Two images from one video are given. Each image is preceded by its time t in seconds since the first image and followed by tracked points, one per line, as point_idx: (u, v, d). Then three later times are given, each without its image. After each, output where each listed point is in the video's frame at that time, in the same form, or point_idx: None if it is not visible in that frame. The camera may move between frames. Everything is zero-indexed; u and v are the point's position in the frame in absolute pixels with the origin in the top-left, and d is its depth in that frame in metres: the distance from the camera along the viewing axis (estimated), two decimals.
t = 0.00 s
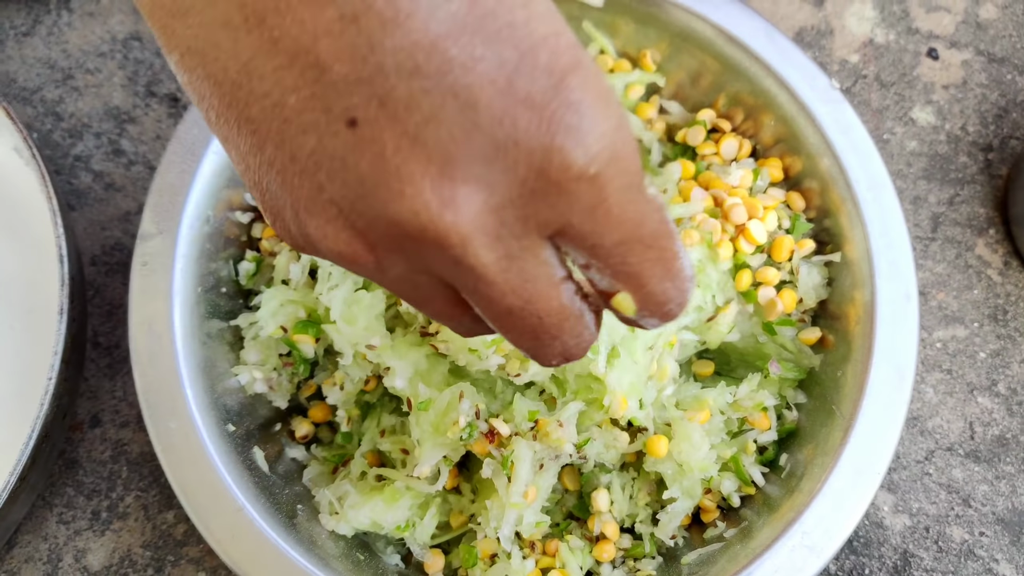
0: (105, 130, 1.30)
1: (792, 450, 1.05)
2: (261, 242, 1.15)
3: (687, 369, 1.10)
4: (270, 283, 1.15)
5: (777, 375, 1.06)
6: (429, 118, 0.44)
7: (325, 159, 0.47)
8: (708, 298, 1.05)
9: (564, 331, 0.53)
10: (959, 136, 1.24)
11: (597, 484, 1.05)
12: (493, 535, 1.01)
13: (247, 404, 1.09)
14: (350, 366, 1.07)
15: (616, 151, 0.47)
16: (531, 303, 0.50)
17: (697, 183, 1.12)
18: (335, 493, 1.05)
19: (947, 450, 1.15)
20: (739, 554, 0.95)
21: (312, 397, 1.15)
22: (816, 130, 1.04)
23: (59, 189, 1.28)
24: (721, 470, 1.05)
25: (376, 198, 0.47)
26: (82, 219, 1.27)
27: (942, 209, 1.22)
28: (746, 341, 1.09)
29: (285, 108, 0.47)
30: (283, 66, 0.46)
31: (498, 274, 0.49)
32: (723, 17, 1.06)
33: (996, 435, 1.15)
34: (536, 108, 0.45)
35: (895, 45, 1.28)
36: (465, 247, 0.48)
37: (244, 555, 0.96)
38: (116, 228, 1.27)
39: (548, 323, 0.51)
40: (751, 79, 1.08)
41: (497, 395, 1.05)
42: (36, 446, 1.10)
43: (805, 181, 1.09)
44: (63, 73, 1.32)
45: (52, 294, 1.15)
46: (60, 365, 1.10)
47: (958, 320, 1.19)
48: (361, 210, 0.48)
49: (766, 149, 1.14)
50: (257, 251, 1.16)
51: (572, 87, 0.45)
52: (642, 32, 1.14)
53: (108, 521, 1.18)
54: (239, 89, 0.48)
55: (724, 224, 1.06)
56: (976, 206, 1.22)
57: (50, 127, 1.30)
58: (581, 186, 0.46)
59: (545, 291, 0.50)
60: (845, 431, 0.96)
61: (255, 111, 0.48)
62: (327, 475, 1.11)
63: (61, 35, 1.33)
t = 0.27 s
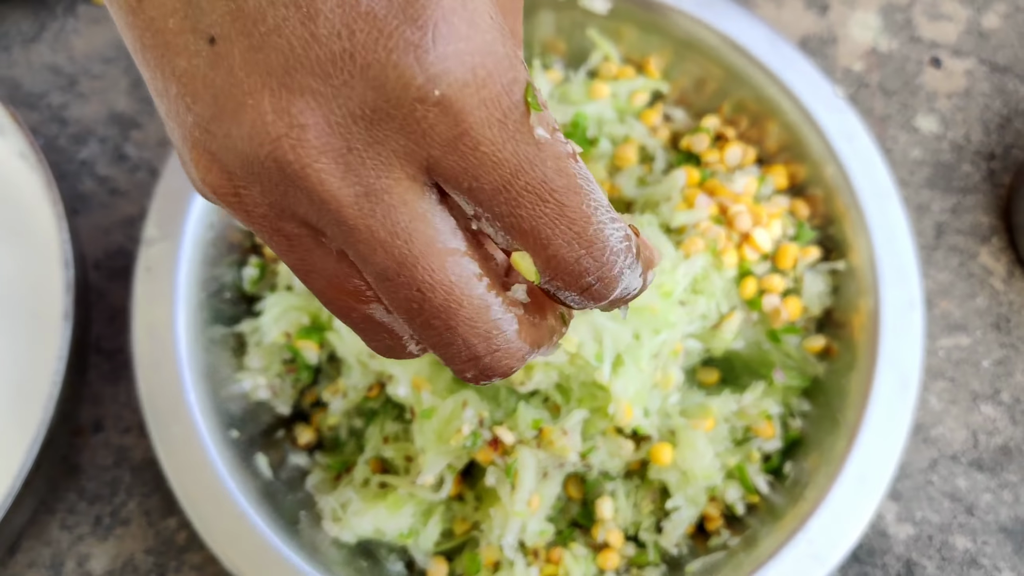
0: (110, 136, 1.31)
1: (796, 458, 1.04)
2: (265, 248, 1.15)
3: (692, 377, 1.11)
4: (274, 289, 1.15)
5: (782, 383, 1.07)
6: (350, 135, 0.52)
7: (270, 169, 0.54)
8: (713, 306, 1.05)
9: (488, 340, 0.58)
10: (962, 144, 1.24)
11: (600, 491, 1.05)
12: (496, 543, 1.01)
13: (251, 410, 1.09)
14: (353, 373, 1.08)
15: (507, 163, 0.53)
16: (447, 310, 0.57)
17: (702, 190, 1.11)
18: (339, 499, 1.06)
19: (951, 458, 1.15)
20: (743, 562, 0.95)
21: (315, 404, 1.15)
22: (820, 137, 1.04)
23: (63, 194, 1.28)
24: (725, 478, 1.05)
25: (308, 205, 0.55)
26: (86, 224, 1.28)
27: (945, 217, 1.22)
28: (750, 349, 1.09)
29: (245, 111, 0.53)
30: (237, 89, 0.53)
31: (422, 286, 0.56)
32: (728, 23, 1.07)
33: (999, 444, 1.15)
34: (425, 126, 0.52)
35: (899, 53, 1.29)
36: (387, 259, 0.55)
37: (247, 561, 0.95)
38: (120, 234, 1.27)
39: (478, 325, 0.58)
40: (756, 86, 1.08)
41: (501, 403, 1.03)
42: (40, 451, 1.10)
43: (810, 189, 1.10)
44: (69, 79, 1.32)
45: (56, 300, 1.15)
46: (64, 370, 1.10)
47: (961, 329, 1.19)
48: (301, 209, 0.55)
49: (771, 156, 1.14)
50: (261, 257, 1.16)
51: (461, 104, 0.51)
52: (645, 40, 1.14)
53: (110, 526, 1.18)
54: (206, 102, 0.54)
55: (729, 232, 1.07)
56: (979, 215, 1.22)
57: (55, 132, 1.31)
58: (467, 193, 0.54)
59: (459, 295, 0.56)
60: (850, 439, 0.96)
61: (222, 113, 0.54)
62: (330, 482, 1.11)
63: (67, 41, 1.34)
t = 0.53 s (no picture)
0: (114, 139, 1.31)
1: (801, 463, 1.04)
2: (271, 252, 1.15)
3: (696, 381, 1.10)
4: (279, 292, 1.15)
5: (786, 388, 1.06)
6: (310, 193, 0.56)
7: (242, 198, 0.57)
8: (718, 310, 1.04)
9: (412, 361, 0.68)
10: (968, 148, 1.24)
11: (605, 496, 1.04)
12: (501, 546, 1.00)
13: (256, 413, 1.09)
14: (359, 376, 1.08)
15: (445, 219, 0.59)
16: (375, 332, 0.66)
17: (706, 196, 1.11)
18: (343, 503, 1.05)
19: (956, 463, 1.15)
20: (748, 568, 0.95)
21: (319, 407, 1.14)
22: (824, 143, 1.04)
23: (67, 197, 1.28)
24: (729, 483, 1.04)
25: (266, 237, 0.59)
26: (90, 227, 1.28)
27: (950, 221, 1.22)
28: (755, 353, 1.08)
29: (221, 141, 0.55)
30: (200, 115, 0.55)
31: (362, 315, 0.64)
32: (733, 28, 1.07)
33: (1005, 449, 1.15)
34: (378, 180, 0.56)
35: (904, 57, 1.29)
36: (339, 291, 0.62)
37: (252, 565, 0.95)
38: (125, 237, 1.27)
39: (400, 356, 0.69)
40: (761, 91, 1.08)
41: (506, 407, 1.03)
42: (45, 455, 1.10)
43: (814, 194, 1.09)
44: (73, 82, 1.33)
45: (62, 303, 1.15)
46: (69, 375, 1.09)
47: (967, 333, 1.19)
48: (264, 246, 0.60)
49: (775, 161, 1.14)
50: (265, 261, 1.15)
51: (415, 162, 0.57)
52: (650, 45, 1.14)
53: (114, 530, 1.18)
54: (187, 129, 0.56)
55: (734, 236, 1.06)
56: (985, 219, 1.22)
57: (60, 135, 1.31)
58: (409, 246, 0.60)
59: (398, 323, 0.65)
60: (854, 444, 0.96)
61: (201, 141, 0.56)
62: (335, 485, 1.11)
63: (71, 44, 1.34)
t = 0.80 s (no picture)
0: (120, 141, 1.31)
1: (805, 464, 1.04)
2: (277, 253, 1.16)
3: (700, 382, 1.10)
4: (285, 294, 1.16)
5: (791, 389, 1.06)
6: (383, 132, 0.63)
7: (328, 148, 0.64)
8: (726, 312, 1.03)
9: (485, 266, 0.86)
10: (972, 150, 1.24)
11: (610, 497, 1.05)
12: (505, 547, 1.00)
13: (262, 414, 1.10)
14: (365, 377, 1.07)
15: (504, 137, 0.66)
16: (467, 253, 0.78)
17: (712, 198, 1.11)
18: (348, 504, 1.05)
19: (961, 465, 1.15)
20: (753, 569, 0.96)
21: (324, 408, 1.15)
22: (829, 145, 1.05)
23: (73, 199, 1.29)
24: (734, 484, 1.04)
25: (347, 179, 0.66)
26: (96, 229, 1.28)
27: (955, 223, 1.22)
28: (760, 355, 1.09)
29: (302, 100, 0.62)
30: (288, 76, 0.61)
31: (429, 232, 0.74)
32: (741, 30, 1.07)
33: (1010, 451, 1.15)
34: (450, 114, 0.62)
35: (908, 59, 1.29)
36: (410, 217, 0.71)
37: (258, 566, 0.96)
38: (130, 238, 1.28)
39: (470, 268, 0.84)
40: (765, 93, 1.08)
41: (512, 404, 1.04)
42: (51, 456, 1.10)
43: (819, 196, 1.10)
44: (79, 84, 1.33)
45: (68, 305, 1.15)
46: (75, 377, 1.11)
47: (971, 335, 1.19)
48: (345, 185, 0.66)
49: (780, 162, 1.14)
50: (272, 262, 1.17)
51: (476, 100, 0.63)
52: (655, 47, 1.15)
53: (120, 531, 1.18)
54: (265, 91, 0.62)
55: (741, 238, 1.05)
56: (989, 221, 1.22)
57: (65, 137, 1.31)
58: (487, 171, 0.68)
59: (473, 218, 0.73)
60: (859, 445, 0.96)
61: (281, 101, 0.62)
62: (340, 487, 1.11)
63: (77, 46, 1.34)
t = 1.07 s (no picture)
0: (120, 141, 1.31)
1: (805, 464, 1.04)
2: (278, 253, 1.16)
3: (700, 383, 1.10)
4: (284, 294, 1.16)
5: (791, 389, 1.06)
6: (330, 108, 0.80)
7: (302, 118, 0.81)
8: (726, 312, 1.03)
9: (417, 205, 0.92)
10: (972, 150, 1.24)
11: (610, 497, 1.05)
12: (505, 547, 1.00)
13: (261, 414, 1.10)
14: (365, 378, 1.07)
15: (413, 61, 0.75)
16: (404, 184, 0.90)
17: (711, 198, 1.11)
18: (348, 504, 1.05)
19: (961, 465, 1.15)
20: (752, 569, 0.95)
21: (324, 409, 1.15)
22: (829, 145, 1.05)
23: (74, 200, 1.29)
24: (733, 484, 1.04)
25: (301, 140, 0.83)
26: (96, 229, 1.28)
27: (954, 223, 1.22)
28: (760, 355, 1.09)
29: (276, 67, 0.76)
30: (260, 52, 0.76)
31: (373, 170, 0.87)
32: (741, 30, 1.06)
33: (1010, 451, 1.15)
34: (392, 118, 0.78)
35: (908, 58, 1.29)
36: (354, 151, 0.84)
37: (258, 566, 0.96)
38: (131, 239, 1.28)
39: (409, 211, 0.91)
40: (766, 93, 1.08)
41: (511, 404, 1.04)
42: (52, 457, 1.10)
43: (819, 196, 1.10)
44: (79, 85, 1.33)
45: (69, 305, 1.16)
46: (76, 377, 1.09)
47: (971, 335, 1.19)
48: (299, 157, 0.85)
49: (779, 163, 1.14)
50: (272, 263, 1.17)
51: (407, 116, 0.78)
52: (654, 47, 1.15)
53: (119, 531, 1.18)
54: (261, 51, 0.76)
55: (740, 238, 1.05)
56: (989, 221, 1.22)
57: (66, 138, 1.31)
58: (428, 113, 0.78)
59: (416, 210, 0.91)
60: (858, 445, 0.96)
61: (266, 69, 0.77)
62: (340, 487, 1.11)
63: (77, 47, 1.34)
